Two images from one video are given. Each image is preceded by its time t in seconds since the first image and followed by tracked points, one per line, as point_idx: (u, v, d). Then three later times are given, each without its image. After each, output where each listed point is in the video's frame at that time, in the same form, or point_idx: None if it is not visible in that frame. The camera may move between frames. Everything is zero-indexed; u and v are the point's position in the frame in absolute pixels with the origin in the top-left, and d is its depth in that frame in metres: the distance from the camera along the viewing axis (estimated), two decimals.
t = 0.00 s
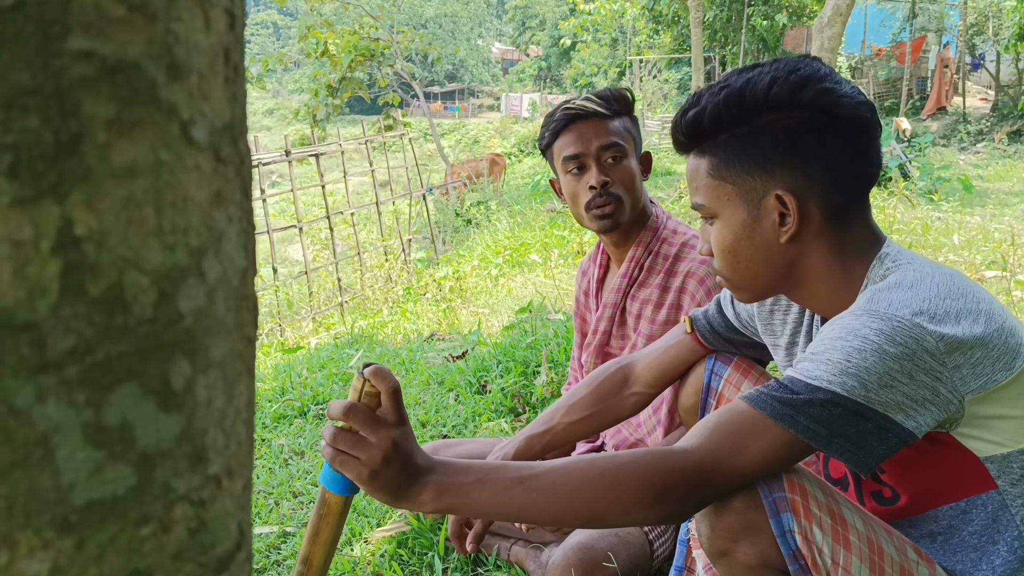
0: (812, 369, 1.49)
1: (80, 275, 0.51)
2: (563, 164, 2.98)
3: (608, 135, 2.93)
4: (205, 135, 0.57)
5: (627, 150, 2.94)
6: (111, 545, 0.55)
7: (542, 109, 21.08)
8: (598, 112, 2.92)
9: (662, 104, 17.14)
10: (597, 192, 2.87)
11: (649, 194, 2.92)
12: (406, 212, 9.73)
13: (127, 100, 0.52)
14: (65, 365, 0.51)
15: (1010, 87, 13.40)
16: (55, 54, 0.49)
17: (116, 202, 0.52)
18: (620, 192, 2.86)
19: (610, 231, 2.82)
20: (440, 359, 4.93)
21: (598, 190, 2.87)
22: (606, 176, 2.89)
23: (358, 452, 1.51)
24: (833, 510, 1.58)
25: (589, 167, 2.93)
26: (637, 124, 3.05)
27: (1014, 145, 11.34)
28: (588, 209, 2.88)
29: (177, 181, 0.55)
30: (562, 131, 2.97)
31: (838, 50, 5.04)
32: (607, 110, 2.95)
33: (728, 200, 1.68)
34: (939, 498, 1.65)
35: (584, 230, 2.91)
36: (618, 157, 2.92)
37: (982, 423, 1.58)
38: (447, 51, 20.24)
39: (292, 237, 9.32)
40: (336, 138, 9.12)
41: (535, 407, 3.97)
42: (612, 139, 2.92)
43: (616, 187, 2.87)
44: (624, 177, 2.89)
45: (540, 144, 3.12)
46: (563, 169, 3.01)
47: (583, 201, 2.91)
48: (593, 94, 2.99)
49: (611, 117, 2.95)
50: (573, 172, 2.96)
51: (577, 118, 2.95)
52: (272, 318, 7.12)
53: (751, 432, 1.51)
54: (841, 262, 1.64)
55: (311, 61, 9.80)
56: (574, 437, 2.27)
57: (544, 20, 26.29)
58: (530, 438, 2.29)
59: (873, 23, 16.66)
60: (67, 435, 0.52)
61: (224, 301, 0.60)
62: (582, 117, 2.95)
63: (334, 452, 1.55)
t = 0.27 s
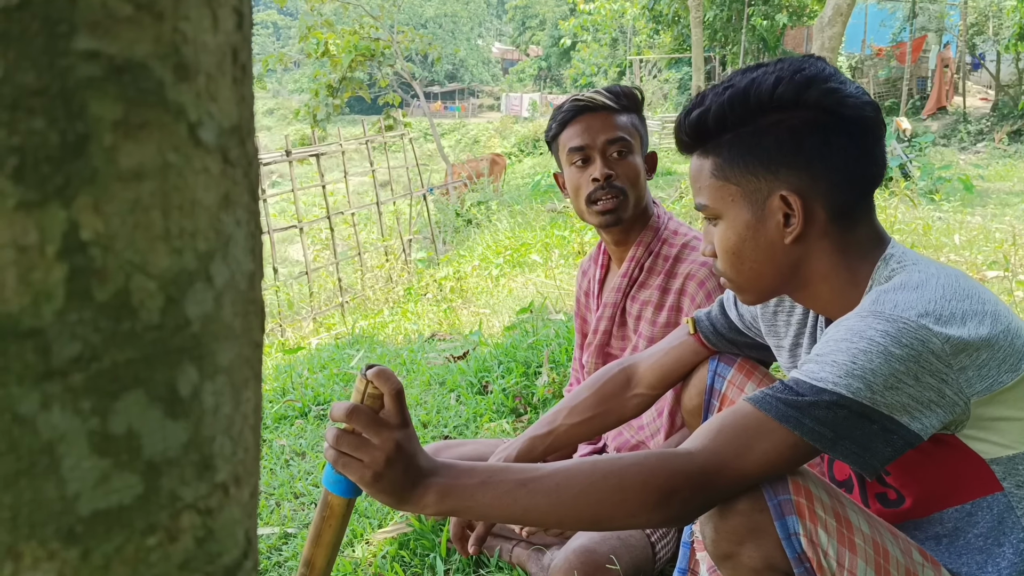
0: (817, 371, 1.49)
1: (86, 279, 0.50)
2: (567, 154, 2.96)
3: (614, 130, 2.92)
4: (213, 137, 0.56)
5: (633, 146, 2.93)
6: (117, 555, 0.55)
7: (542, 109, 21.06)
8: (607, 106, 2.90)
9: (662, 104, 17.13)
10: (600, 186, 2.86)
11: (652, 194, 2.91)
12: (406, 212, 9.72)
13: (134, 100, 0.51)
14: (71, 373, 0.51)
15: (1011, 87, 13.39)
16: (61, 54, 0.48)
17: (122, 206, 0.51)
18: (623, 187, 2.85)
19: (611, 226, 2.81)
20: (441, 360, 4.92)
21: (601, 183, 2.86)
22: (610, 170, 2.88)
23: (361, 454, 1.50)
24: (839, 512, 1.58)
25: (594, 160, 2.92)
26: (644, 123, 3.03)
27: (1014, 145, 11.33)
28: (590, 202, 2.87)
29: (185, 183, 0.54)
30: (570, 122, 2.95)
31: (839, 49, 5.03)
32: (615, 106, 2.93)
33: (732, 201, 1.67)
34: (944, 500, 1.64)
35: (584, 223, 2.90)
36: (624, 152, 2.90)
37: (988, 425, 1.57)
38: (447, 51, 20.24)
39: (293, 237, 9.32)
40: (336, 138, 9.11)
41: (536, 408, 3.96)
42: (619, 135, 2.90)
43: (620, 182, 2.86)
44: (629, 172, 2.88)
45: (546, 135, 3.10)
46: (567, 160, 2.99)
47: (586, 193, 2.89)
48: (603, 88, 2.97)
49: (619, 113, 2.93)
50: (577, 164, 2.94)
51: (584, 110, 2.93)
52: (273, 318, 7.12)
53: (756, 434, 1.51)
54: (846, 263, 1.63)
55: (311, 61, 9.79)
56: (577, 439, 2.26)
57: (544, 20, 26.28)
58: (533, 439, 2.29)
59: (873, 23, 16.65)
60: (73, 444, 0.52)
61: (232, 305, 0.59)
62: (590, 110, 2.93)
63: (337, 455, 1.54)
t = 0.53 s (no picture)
0: (821, 372, 1.48)
1: (82, 282, 0.50)
2: (570, 153, 2.95)
3: (617, 129, 2.91)
4: (212, 136, 0.55)
5: (636, 146, 2.91)
6: (114, 563, 0.54)
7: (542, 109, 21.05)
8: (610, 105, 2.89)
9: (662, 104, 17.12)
10: (603, 186, 2.85)
11: (654, 195, 2.91)
12: (406, 212, 9.72)
13: (131, 99, 0.50)
14: (67, 375, 0.50)
15: (1011, 87, 13.37)
16: (58, 51, 0.48)
17: (120, 206, 0.51)
18: (626, 187, 2.84)
19: (613, 226, 2.81)
20: (441, 360, 4.91)
21: (603, 183, 2.85)
22: (613, 170, 2.87)
23: (361, 455, 1.50)
24: (841, 514, 1.57)
25: (596, 160, 2.91)
26: (648, 122, 3.02)
27: (1014, 145, 11.32)
28: (592, 202, 2.86)
29: (184, 183, 0.53)
30: (573, 120, 2.94)
31: (839, 49, 5.02)
32: (618, 105, 2.92)
33: (735, 200, 1.66)
34: (948, 501, 1.63)
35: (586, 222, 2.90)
36: (627, 152, 2.89)
37: (992, 426, 1.56)
38: (447, 51, 20.24)
39: (293, 237, 9.31)
40: (336, 138, 9.11)
41: (537, 408, 3.95)
42: (622, 135, 2.89)
43: (623, 183, 2.85)
44: (632, 172, 2.87)
45: (549, 133, 3.09)
46: (569, 158, 2.98)
47: (588, 193, 2.88)
48: (606, 87, 2.96)
49: (622, 112, 2.92)
50: (579, 163, 2.93)
51: (588, 109, 2.92)
52: (273, 318, 7.11)
53: (759, 435, 1.50)
54: (849, 263, 1.63)
55: (311, 61, 9.79)
56: (578, 439, 2.26)
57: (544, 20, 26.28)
58: (534, 439, 2.29)
59: (873, 23, 16.64)
60: (69, 450, 0.51)
61: (231, 307, 0.58)
62: (593, 110, 2.92)
63: (338, 456, 1.53)
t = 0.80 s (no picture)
0: (824, 372, 1.47)
1: (82, 280, 0.49)
2: (571, 153, 2.94)
3: (618, 129, 2.90)
4: (213, 132, 0.54)
5: (636, 145, 2.91)
6: (115, 566, 0.53)
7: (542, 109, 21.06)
8: (609, 104, 2.89)
9: (662, 104, 17.11)
10: (604, 186, 2.84)
11: (655, 194, 2.90)
12: (407, 212, 9.71)
13: (131, 95, 0.50)
14: (66, 377, 0.50)
15: (1011, 86, 13.37)
16: (57, 45, 0.47)
17: (120, 203, 0.50)
18: (627, 187, 2.83)
19: (614, 226, 2.80)
20: (442, 360, 4.91)
21: (604, 183, 2.84)
22: (614, 169, 2.86)
23: (362, 455, 1.49)
24: (844, 514, 1.57)
25: (597, 160, 2.90)
26: (647, 122, 3.02)
27: (1015, 144, 11.31)
28: (593, 202, 2.86)
29: (185, 180, 0.53)
30: (572, 119, 2.94)
31: (840, 48, 5.01)
32: (618, 105, 2.91)
33: (737, 199, 1.65)
34: (951, 501, 1.63)
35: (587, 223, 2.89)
36: (627, 152, 2.88)
37: (995, 426, 1.56)
38: (447, 51, 20.24)
39: (293, 237, 9.31)
40: (336, 138, 9.10)
41: (537, 408, 3.94)
42: (622, 135, 2.89)
43: (624, 182, 2.84)
44: (632, 172, 2.87)
45: (549, 133, 3.08)
46: (570, 159, 2.97)
47: (588, 193, 2.88)
48: (606, 87, 2.95)
49: (622, 112, 2.91)
50: (580, 162, 2.93)
51: (588, 110, 2.91)
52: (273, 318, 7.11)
53: (762, 435, 1.49)
54: (852, 262, 1.62)
55: (311, 61, 9.78)
56: (580, 440, 2.26)
57: (544, 20, 26.28)
58: (536, 439, 2.28)
59: (873, 22, 16.64)
60: (68, 451, 0.51)
61: (233, 306, 0.58)
62: (593, 110, 2.91)
63: (339, 456, 1.53)
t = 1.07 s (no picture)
0: (826, 373, 1.47)
1: (88, 285, 0.49)
2: (571, 153, 2.94)
3: (618, 129, 2.90)
4: (220, 134, 0.54)
5: (637, 145, 2.90)
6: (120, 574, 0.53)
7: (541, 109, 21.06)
8: (609, 104, 2.89)
9: (662, 104, 17.10)
10: (604, 185, 2.84)
11: (655, 193, 2.89)
12: (407, 212, 9.71)
13: (138, 97, 0.49)
14: (72, 383, 0.49)
15: (1011, 86, 13.37)
16: (62, 47, 0.47)
17: (127, 206, 0.50)
18: (627, 186, 2.83)
19: (614, 225, 2.79)
20: (442, 360, 4.90)
21: (605, 183, 2.84)
22: (615, 169, 2.85)
23: (364, 457, 1.48)
24: (847, 515, 1.56)
25: (597, 159, 2.90)
26: (648, 122, 3.01)
27: (1015, 143, 11.31)
28: (593, 201, 2.85)
29: (191, 183, 0.52)
30: (572, 119, 2.94)
31: (840, 48, 5.01)
32: (618, 104, 2.91)
33: (740, 198, 1.65)
34: (954, 502, 1.62)
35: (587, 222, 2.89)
36: (628, 151, 2.88)
37: (998, 426, 1.56)
38: (446, 51, 20.23)
39: (293, 237, 9.31)
40: (336, 138, 9.10)
41: (538, 409, 3.94)
42: (622, 135, 2.88)
43: (624, 182, 2.84)
44: (633, 171, 2.86)
45: (549, 134, 3.08)
46: (570, 159, 2.97)
47: (589, 192, 2.87)
48: (606, 86, 2.95)
49: (622, 112, 2.91)
50: (580, 162, 2.92)
51: (587, 109, 2.91)
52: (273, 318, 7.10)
53: (765, 436, 1.49)
54: (854, 264, 1.62)
55: (310, 61, 9.78)
56: (582, 442, 2.25)
57: (543, 20, 26.28)
58: (537, 441, 2.27)
59: (873, 22, 16.64)
60: (74, 458, 0.50)
61: (239, 310, 0.57)
62: (593, 109, 2.91)
63: (341, 458, 1.52)
